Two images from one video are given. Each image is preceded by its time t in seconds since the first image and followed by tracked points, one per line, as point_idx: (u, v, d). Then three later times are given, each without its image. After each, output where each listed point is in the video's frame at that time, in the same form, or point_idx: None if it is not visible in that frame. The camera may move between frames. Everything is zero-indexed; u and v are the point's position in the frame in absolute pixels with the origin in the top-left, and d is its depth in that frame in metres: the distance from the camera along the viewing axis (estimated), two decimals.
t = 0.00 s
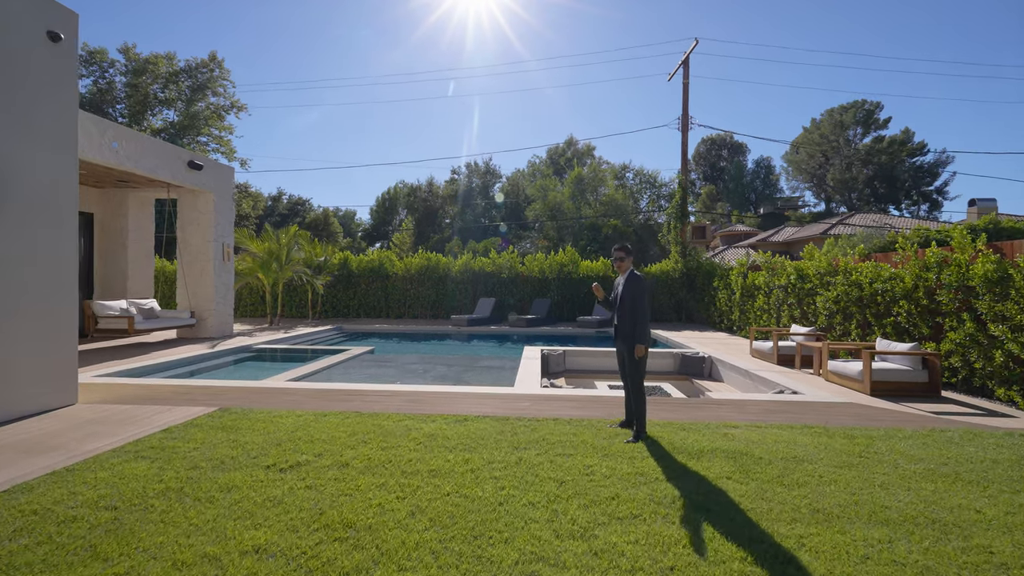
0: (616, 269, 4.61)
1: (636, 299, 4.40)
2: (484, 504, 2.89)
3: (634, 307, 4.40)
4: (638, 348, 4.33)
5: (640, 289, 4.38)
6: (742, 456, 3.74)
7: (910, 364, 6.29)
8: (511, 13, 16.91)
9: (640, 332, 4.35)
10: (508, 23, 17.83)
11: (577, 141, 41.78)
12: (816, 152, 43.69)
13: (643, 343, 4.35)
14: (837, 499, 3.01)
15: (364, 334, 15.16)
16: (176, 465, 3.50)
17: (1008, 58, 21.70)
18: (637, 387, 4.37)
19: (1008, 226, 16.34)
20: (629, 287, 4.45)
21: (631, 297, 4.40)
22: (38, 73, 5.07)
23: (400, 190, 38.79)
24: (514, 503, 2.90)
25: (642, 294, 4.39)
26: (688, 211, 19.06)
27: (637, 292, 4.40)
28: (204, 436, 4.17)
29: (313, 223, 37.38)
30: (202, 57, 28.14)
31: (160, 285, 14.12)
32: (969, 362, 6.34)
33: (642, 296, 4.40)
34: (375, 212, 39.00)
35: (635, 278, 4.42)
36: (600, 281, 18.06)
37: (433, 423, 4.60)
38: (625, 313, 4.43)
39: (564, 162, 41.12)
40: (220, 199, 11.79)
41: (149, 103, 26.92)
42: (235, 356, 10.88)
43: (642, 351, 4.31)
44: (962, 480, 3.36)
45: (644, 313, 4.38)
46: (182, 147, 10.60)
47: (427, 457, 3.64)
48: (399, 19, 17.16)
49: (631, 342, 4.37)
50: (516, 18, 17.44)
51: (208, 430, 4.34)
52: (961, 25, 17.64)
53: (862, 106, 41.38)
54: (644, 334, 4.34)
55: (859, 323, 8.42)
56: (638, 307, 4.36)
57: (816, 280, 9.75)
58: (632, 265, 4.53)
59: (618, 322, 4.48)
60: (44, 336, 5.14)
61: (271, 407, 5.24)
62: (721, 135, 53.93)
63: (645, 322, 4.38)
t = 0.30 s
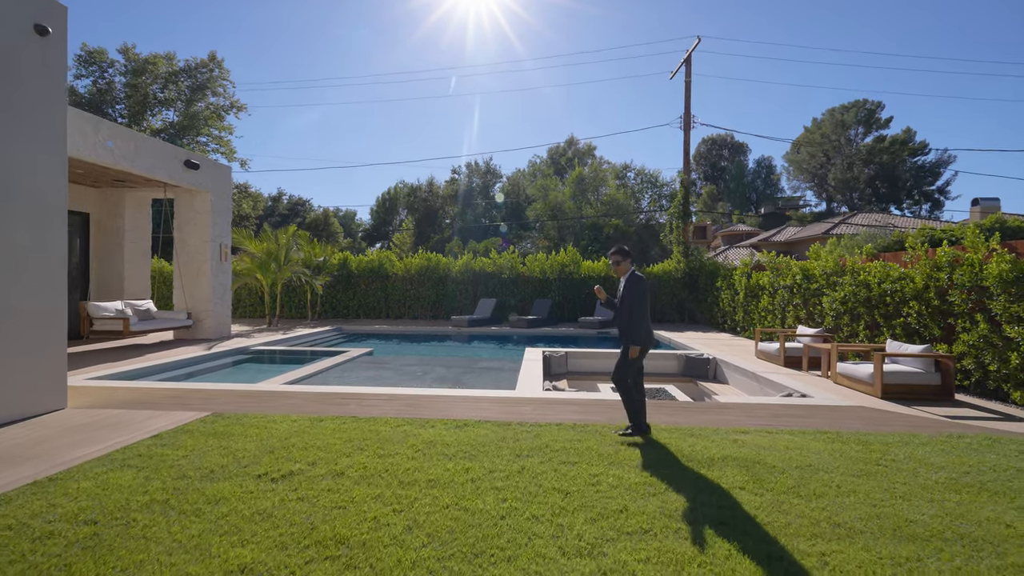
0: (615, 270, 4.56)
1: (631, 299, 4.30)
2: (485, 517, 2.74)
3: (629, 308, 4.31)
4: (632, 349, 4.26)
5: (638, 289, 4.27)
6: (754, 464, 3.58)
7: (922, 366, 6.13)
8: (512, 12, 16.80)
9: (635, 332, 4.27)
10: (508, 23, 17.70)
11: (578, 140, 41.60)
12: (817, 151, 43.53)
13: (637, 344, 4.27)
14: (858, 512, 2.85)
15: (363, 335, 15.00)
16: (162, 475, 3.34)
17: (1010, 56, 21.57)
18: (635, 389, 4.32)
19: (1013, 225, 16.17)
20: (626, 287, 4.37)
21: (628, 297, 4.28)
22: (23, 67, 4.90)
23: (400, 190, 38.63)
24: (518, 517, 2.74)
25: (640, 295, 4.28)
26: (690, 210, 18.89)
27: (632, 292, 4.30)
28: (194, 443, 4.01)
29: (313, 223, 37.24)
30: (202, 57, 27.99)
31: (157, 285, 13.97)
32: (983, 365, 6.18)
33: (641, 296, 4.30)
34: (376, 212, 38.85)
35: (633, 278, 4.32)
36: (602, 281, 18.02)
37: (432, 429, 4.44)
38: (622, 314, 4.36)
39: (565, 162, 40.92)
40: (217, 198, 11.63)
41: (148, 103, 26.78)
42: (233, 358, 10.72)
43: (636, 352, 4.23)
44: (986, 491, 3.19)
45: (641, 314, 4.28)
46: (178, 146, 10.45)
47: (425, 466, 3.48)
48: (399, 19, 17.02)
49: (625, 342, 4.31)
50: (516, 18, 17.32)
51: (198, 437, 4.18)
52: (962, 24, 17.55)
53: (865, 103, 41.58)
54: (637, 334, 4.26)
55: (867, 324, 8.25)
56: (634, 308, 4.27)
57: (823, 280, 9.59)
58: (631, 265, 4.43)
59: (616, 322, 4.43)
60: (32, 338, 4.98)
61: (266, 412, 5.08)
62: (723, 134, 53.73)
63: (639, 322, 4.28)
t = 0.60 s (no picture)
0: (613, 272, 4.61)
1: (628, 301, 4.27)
2: (481, 531, 2.60)
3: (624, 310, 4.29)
4: (627, 350, 4.23)
5: (633, 289, 4.27)
6: (762, 472, 3.44)
7: (930, 368, 6.00)
8: (512, 12, 16.70)
9: (629, 333, 4.25)
10: (507, 24, 17.60)
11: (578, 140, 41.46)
12: (817, 151, 43.44)
13: (632, 344, 4.24)
14: (874, 525, 2.71)
15: (361, 336, 14.86)
16: (144, 484, 3.19)
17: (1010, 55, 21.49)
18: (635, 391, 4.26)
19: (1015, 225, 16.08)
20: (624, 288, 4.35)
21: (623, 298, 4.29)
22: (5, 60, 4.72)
23: (399, 190, 38.49)
24: (515, 530, 2.59)
25: (636, 296, 4.28)
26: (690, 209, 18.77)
27: (629, 294, 4.28)
28: (181, 449, 3.86)
29: (311, 222, 37.05)
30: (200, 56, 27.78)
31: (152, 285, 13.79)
32: (992, 367, 6.06)
33: (637, 297, 4.29)
34: (375, 212, 38.67)
35: (629, 278, 4.33)
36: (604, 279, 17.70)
37: (428, 434, 4.29)
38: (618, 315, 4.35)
39: (564, 161, 40.80)
40: (212, 197, 11.46)
41: (146, 102, 26.61)
42: (227, 359, 10.55)
43: (630, 353, 4.20)
44: (1007, 501, 3.05)
45: (637, 315, 4.26)
46: (172, 144, 10.30)
47: (420, 475, 3.33)
48: (398, 19, 16.90)
49: (620, 343, 4.29)
50: (516, 18, 17.22)
51: (186, 443, 4.02)
52: (961, 23, 17.52)
53: (863, 103, 41.43)
54: (632, 336, 4.23)
55: (871, 325, 8.12)
56: (630, 307, 4.25)
57: (826, 280, 9.47)
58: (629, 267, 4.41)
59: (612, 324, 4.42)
60: (15, 340, 4.82)
61: (257, 416, 4.93)
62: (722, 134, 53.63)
63: (635, 324, 4.25)
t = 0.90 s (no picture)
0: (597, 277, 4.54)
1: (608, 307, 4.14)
2: (473, 548, 2.44)
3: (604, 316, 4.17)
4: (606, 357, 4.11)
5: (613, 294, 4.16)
6: (768, 481, 3.29)
7: (936, 370, 5.85)
8: (510, 13, 16.56)
9: (608, 340, 4.13)
10: (505, 24, 17.43)
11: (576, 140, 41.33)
12: (814, 151, 43.38)
13: (613, 351, 4.11)
14: (889, 539, 2.56)
15: (356, 336, 14.68)
16: (117, 496, 3.01)
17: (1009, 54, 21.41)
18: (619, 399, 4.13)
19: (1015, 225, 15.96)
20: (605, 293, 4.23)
21: (604, 303, 4.18)
22: None
23: (396, 190, 38.31)
24: (509, 547, 2.43)
25: (616, 300, 4.15)
26: (689, 208, 18.62)
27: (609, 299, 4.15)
28: (161, 457, 3.68)
29: (308, 222, 36.83)
30: (195, 55, 27.46)
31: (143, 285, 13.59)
32: (1000, 368, 5.91)
33: (618, 302, 4.17)
34: (372, 212, 38.46)
35: (609, 283, 4.22)
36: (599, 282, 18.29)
37: (420, 440, 4.13)
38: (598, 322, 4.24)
39: (562, 161, 40.67)
40: (204, 195, 11.28)
41: (141, 102, 26.38)
42: (219, 361, 10.36)
43: (610, 360, 4.08)
44: None
45: (619, 320, 4.13)
46: (163, 142, 10.12)
47: (410, 485, 3.16)
48: (395, 19, 16.75)
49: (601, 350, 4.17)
50: (514, 18, 17.06)
51: (166, 451, 3.85)
52: (960, 22, 17.47)
53: (861, 103, 41.34)
54: (612, 343, 4.11)
55: (874, 325, 7.97)
56: (610, 313, 4.13)
57: (828, 280, 9.33)
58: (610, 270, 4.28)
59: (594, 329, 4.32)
60: None
61: (244, 420, 4.76)
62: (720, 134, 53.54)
63: (615, 331, 4.12)
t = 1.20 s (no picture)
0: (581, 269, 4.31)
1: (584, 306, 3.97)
2: (463, 565, 2.28)
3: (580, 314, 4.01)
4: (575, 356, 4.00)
5: (595, 295, 3.94)
6: (776, 491, 3.13)
7: (944, 372, 5.71)
8: (509, 13, 16.45)
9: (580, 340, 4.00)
10: (504, 24, 17.33)
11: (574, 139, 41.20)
12: (813, 151, 43.27)
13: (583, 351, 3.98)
14: (906, 555, 2.41)
15: (353, 337, 14.51)
16: (88, 508, 2.84)
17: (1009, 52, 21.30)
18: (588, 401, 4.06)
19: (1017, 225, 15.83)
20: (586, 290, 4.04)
21: (584, 302, 3.97)
22: None
23: (395, 190, 38.11)
24: (502, 566, 2.28)
25: (598, 301, 3.95)
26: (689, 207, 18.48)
27: (587, 298, 3.96)
28: (140, 465, 3.52)
29: (306, 221, 36.63)
30: (193, 54, 27.26)
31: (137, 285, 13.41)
32: (1008, 370, 5.77)
33: (600, 302, 3.97)
34: (370, 211, 38.29)
35: (593, 281, 3.99)
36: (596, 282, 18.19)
37: (412, 447, 3.97)
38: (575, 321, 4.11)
39: (561, 161, 40.55)
40: (198, 194, 11.11)
41: (139, 101, 26.19)
42: (212, 362, 10.19)
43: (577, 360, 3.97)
44: None
45: (596, 322, 3.97)
46: (153, 139, 9.93)
47: (398, 496, 3.01)
48: (395, 19, 16.62)
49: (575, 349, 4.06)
50: (513, 18, 16.96)
51: (147, 459, 3.68)
52: (958, 22, 17.48)
53: (860, 103, 41.41)
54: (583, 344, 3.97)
55: (878, 326, 7.82)
56: (588, 314, 3.95)
57: (830, 280, 9.19)
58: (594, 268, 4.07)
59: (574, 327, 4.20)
60: None
61: (230, 425, 4.60)
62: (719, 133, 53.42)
63: (589, 330, 3.97)
